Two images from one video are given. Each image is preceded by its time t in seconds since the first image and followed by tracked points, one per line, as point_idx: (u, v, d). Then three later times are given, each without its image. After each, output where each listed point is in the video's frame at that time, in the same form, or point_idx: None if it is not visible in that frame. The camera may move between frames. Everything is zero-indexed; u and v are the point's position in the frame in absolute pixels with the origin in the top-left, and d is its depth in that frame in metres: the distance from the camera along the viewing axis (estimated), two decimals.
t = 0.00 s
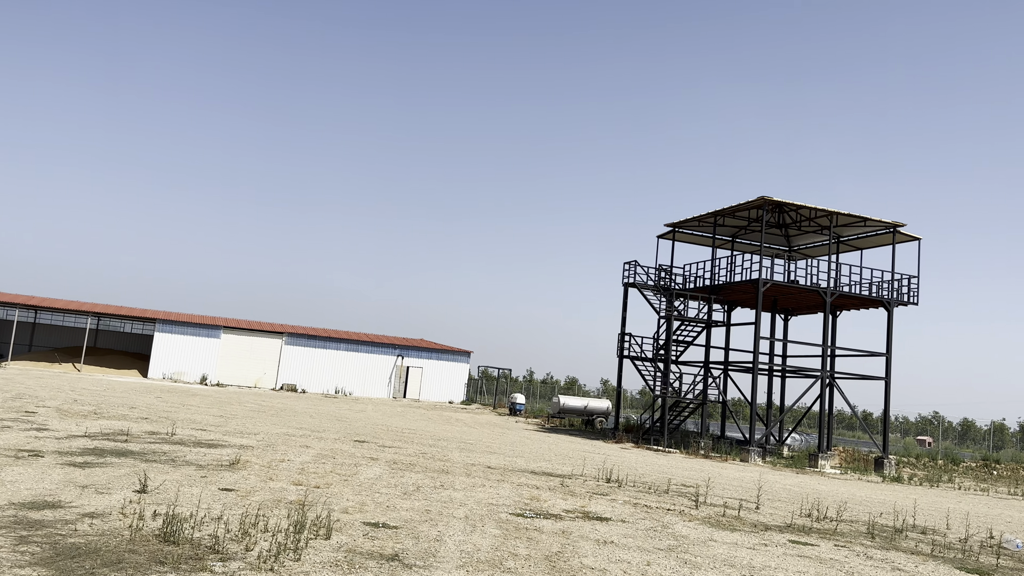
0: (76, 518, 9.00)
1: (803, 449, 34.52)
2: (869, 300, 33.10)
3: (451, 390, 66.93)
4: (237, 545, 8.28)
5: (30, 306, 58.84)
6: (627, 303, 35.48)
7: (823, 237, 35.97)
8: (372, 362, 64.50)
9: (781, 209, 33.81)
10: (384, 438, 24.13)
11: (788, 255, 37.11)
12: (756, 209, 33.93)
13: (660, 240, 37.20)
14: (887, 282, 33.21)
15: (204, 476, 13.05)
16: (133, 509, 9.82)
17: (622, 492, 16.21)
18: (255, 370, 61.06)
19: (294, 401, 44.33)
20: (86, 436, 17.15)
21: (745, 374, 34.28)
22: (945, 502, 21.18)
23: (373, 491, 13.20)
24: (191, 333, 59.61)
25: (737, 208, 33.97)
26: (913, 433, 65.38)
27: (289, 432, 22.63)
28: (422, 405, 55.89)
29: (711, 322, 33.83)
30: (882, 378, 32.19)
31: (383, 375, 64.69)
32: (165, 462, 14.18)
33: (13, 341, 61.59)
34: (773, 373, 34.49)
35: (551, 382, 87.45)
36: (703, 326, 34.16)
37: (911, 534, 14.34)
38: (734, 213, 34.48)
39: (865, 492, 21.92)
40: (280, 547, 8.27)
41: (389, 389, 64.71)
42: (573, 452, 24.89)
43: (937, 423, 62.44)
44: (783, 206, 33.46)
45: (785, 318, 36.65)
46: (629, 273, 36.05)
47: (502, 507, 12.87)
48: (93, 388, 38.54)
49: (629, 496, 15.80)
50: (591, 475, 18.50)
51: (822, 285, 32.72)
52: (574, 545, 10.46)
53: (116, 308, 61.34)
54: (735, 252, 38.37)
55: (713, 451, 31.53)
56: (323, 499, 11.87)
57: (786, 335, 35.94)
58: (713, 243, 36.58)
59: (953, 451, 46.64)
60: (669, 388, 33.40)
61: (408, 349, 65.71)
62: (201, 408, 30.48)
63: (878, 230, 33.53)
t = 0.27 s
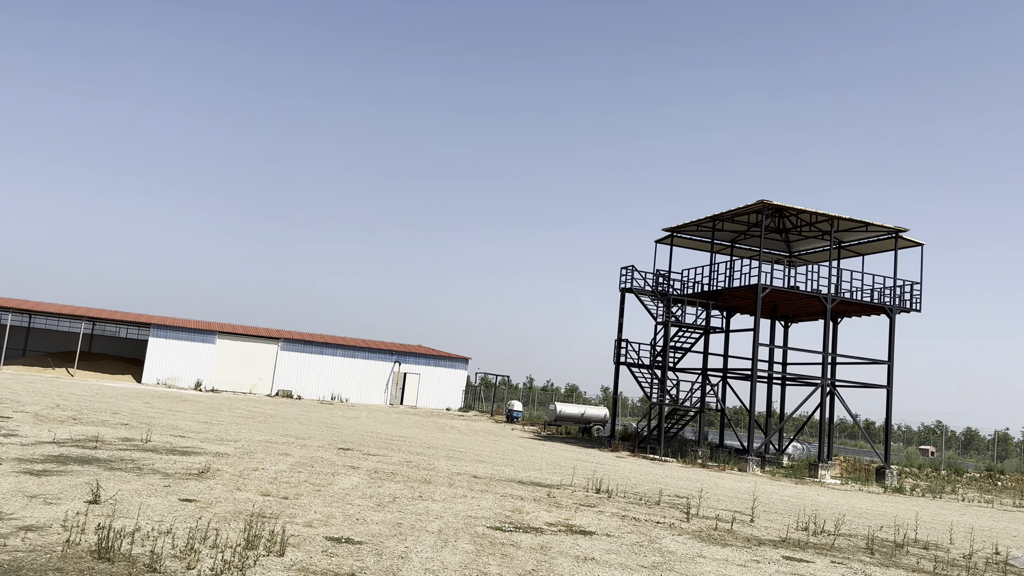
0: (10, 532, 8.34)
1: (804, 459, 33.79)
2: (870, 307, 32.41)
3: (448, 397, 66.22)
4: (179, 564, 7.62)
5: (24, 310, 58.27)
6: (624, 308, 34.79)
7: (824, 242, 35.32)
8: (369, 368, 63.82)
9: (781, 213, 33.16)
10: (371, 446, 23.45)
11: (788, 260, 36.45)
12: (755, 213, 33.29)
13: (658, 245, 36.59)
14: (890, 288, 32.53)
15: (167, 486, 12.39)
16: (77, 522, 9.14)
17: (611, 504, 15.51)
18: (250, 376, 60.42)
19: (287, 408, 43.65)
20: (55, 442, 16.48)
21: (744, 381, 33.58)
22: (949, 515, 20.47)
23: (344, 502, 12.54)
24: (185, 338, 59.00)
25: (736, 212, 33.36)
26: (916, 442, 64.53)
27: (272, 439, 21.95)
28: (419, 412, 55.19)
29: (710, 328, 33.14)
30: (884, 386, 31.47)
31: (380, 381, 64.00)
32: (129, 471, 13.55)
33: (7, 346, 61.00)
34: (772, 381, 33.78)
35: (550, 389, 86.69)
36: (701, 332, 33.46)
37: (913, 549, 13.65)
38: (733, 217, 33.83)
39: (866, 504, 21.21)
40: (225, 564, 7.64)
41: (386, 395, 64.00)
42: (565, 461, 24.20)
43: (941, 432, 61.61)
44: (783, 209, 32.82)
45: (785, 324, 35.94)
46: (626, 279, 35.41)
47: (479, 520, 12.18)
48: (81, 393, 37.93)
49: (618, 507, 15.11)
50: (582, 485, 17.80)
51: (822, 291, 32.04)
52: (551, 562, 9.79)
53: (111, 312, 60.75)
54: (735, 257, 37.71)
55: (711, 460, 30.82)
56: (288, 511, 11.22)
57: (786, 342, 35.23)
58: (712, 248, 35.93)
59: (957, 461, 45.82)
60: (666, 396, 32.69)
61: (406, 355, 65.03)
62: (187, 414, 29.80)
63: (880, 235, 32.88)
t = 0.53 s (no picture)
0: None
1: (803, 466, 33.09)
2: (872, 310, 31.71)
3: (446, 401, 65.57)
4: None
5: (18, 311, 57.77)
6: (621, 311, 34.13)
7: (825, 244, 34.65)
8: (366, 371, 63.19)
9: (781, 214, 32.49)
10: (356, 450, 22.82)
11: (788, 263, 35.78)
12: (754, 215, 32.63)
13: (656, 247, 35.94)
14: (891, 291, 31.86)
15: (124, 493, 11.74)
16: (8, 531, 8.51)
17: (597, 512, 14.83)
18: (245, 379, 59.83)
19: (279, 411, 43.04)
20: (19, 445, 15.86)
21: (743, 386, 32.86)
22: (952, 525, 19.73)
23: (310, 510, 11.91)
24: (180, 340, 58.45)
25: (735, 213, 32.69)
26: (919, 449, 63.70)
27: (253, 443, 21.31)
28: (414, 416, 54.52)
29: (708, 331, 32.43)
30: (885, 392, 30.75)
31: (377, 385, 63.36)
32: (88, 475, 12.93)
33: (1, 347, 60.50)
34: (772, 386, 33.07)
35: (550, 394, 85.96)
36: (699, 335, 32.74)
37: (913, 562, 12.95)
38: (732, 218, 33.18)
39: (865, 512, 20.49)
40: None
41: (383, 399, 63.33)
42: (556, 467, 23.52)
43: (945, 439, 60.80)
44: (783, 211, 32.14)
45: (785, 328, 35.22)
46: (623, 281, 34.69)
47: (452, 529, 11.50)
48: (70, 395, 37.40)
49: (603, 516, 14.42)
50: (569, 492, 17.13)
51: (822, 293, 31.35)
52: None
53: (105, 314, 60.22)
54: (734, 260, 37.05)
55: (708, 466, 30.11)
56: (247, 520, 10.59)
57: (786, 345, 34.54)
58: (711, 250, 35.27)
59: (960, 468, 45.03)
60: (663, 400, 32.00)
61: (403, 358, 64.37)
62: (173, 417, 29.17)
63: (882, 237, 32.18)
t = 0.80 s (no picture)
0: None
1: (804, 470, 32.39)
2: (873, 311, 31.06)
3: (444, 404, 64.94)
4: None
5: (12, 313, 57.29)
6: (617, 312, 33.50)
7: (826, 244, 34.02)
8: (363, 374, 62.60)
9: (780, 213, 31.87)
10: (341, 453, 22.21)
11: (789, 263, 35.16)
12: (754, 214, 32.01)
13: (654, 247, 35.31)
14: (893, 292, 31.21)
15: (80, 498, 11.13)
16: None
17: (584, 519, 14.20)
18: (241, 382, 59.26)
19: (272, 414, 42.43)
20: None
21: (742, 388, 32.18)
22: (956, 532, 19.05)
23: (277, 517, 11.29)
24: (176, 343, 57.92)
25: (733, 212, 32.08)
26: (923, 453, 62.92)
27: (234, 446, 20.71)
28: (411, 419, 53.90)
29: (706, 333, 31.77)
30: (888, 394, 30.05)
31: (374, 387, 62.76)
32: (47, 480, 12.33)
33: None
34: (771, 389, 32.38)
35: (551, 397, 85.27)
36: (697, 337, 32.05)
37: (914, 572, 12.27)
38: (731, 217, 32.57)
39: (865, 519, 19.83)
40: None
41: (381, 402, 62.73)
42: (548, 471, 22.89)
43: (949, 443, 60.00)
44: (784, 209, 31.51)
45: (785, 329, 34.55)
46: (620, 281, 34.04)
47: (424, 538, 10.86)
48: (59, 397, 36.83)
49: (589, 523, 13.77)
50: (557, 497, 16.50)
51: (823, 294, 30.69)
52: None
53: (100, 316, 59.71)
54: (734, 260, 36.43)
55: (706, 471, 29.42)
56: (205, 528, 9.98)
57: (786, 347, 33.87)
58: (709, 250, 34.65)
59: (964, 473, 44.29)
60: (660, 403, 31.33)
61: (401, 361, 63.78)
62: (159, 419, 28.58)
63: (883, 236, 31.54)
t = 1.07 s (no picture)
0: None
1: (807, 473, 31.67)
2: (877, 310, 30.36)
3: (445, 406, 64.36)
4: None
5: (9, 316, 56.88)
6: (616, 312, 32.83)
7: (829, 242, 33.35)
8: (363, 376, 62.06)
9: (782, 210, 31.19)
10: (329, 456, 21.64)
11: (791, 261, 34.50)
12: (755, 211, 31.34)
13: (653, 245, 34.66)
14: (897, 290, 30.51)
15: (34, 504, 10.55)
16: None
17: (571, 524, 13.55)
18: (239, 385, 58.76)
19: (268, 417, 41.85)
20: None
21: (744, 389, 31.48)
22: (963, 537, 18.34)
23: (241, 523, 10.70)
24: (174, 346, 57.46)
25: (734, 209, 31.42)
26: (930, 455, 62.08)
27: (218, 450, 20.13)
28: (411, 422, 53.34)
29: (707, 333, 31.08)
30: (892, 395, 29.35)
31: (374, 390, 62.22)
32: (4, 484, 11.75)
33: None
34: (774, 389, 31.68)
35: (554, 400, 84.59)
36: (697, 337, 31.33)
37: None
38: (732, 214, 31.91)
39: (869, 523, 19.12)
40: None
41: (381, 405, 62.16)
42: (541, 474, 22.27)
43: (957, 445, 59.16)
44: (786, 206, 30.83)
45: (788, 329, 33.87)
46: (619, 281, 33.37)
47: (395, 546, 10.23)
48: (50, 400, 36.32)
49: (577, 529, 13.12)
50: (546, 501, 15.88)
51: (825, 292, 29.98)
52: None
53: (98, 319, 59.27)
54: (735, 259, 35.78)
55: (707, 474, 28.72)
56: (160, 536, 9.39)
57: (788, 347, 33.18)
58: (710, 248, 34.00)
59: (972, 475, 43.50)
60: (660, 405, 30.64)
61: (402, 363, 63.22)
62: (149, 422, 28.03)
63: (888, 233, 30.86)
